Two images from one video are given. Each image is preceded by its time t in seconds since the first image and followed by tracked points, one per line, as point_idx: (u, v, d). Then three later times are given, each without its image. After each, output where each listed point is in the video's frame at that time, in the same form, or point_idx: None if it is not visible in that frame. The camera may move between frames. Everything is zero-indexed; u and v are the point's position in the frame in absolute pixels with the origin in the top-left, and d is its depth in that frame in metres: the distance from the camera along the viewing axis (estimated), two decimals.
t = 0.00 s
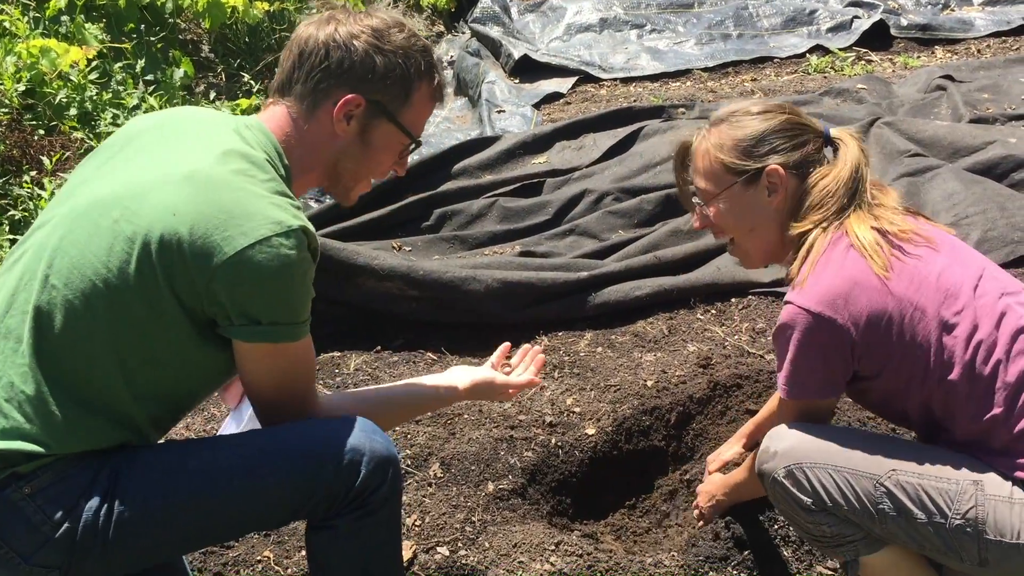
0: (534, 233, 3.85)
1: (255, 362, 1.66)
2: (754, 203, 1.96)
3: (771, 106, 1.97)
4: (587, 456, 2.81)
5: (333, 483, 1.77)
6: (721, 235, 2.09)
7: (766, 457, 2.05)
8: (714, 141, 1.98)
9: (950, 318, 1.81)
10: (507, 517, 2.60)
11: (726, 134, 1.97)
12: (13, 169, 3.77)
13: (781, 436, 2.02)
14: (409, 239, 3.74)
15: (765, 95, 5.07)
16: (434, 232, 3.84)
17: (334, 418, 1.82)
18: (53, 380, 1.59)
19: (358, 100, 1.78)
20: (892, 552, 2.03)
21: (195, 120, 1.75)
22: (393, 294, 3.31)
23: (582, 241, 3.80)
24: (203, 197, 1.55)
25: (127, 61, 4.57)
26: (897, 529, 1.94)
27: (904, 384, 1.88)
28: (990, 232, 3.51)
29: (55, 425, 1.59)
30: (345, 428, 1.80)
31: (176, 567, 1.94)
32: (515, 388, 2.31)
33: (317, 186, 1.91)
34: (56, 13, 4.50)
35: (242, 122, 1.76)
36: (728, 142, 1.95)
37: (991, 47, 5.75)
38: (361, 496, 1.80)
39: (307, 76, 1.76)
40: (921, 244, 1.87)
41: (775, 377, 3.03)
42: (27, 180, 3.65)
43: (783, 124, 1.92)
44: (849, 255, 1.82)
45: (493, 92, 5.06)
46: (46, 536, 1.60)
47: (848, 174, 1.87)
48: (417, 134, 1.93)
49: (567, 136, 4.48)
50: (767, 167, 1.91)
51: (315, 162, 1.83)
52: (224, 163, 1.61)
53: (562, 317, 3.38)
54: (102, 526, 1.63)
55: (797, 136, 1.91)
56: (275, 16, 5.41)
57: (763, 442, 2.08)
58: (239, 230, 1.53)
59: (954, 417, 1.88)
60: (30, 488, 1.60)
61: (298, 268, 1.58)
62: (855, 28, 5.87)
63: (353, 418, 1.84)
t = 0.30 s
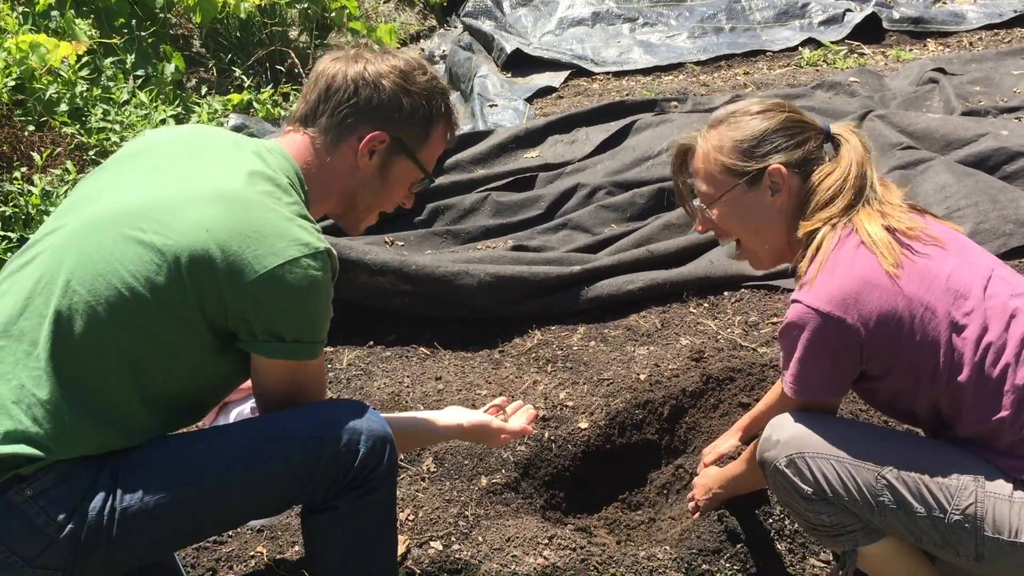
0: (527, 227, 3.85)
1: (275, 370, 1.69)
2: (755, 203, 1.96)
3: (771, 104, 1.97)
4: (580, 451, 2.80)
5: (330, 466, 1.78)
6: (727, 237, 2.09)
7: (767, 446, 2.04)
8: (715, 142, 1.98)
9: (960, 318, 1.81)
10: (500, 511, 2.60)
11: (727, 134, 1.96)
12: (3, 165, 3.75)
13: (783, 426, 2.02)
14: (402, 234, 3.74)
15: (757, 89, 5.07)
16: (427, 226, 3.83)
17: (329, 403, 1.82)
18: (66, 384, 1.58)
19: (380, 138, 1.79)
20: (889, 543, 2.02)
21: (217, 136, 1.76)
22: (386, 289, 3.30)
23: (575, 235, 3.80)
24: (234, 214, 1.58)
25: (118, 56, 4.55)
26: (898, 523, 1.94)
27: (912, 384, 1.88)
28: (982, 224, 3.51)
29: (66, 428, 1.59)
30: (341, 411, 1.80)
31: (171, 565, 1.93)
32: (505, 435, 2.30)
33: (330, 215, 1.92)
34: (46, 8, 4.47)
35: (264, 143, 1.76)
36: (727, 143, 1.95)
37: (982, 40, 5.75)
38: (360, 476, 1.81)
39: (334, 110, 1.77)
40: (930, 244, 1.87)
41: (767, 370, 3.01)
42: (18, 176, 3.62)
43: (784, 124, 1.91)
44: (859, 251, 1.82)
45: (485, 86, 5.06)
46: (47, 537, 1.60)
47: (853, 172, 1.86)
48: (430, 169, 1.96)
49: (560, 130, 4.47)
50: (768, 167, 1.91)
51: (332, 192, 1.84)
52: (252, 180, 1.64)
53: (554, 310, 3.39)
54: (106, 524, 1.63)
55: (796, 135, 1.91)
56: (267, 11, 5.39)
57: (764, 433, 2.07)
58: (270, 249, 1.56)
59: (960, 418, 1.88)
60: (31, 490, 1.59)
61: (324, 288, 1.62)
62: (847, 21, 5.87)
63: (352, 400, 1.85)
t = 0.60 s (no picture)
0: (524, 226, 3.86)
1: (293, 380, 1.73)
2: (734, 219, 1.99)
3: (735, 116, 1.98)
4: (576, 448, 2.81)
5: (327, 472, 1.77)
6: (726, 251, 2.10)
7: (766, 440, 2.04)
8: (686, 170, 2.02)
9: (959, 307, 1.81)
10: (497, 508, 2.60)
11: (694, 159, 2.00)
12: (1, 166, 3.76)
13: (780, 421, 2.03)
14: (399, 233, 3.74)
15: (755, 87, 5.08)
16: (425, 225, 3.84)
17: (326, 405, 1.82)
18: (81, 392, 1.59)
19: (395, 161, 1.82)
20: (887, 535, 2.03)
21: (233, 151, 1.78)
22: (384, 288, 3.31)
23: (572, 234, 3.81)
24: (258, 233, 1.61)
25: (117, 57, 4.56)
26: (897, 516, 1.95)
27: (912, 374, 1.88)
28: (979, 220, 3.51)
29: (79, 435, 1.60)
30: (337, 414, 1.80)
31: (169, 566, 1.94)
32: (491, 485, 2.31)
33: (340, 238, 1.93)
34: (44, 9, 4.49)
35: (280, 163, 1.77)
36: (692, 172, 2.00)
37: (981, 37, 5.75)
38: (357, 482, 1.80)
39: (347, 135, 1.79)
40: (925, 235, 1.88)
41: (764, 367, 3.02)
42: (15, 176, 3.62)
43: (742, 136, 1.93)
44: (854, 245, 1.83)
45: (483, 85, 5.07)
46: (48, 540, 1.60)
47: (808, 172, 1.86)
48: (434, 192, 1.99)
49: (558, 129, 4.48)
50: (735, 187, 1.94)
51: (345, 214, 1.85)
52: (273, 200, 1.67)
53: (552, 307, 3.39)
54: (103, 530, 1.64)
55: (758, 143, 1.91)
56: (265, 11, 5.40)
57: (763, 427, 2.07)
58: (293, 269, 1.60)
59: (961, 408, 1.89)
60: (32, 495, 1.59)
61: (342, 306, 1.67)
62: (846, 19, 5.87)
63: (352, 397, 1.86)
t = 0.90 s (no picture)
0: (531, 227, 3.87)
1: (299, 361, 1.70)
2: (737, 223, 2.01)
3: (739, 119, 1.99)
4: (582, 448, 2.82)
5: (351, 471, 1.79)
6: (728, 251, 2.12)
7: (770, 438, 2.05)
8: (689, 170, 2.03)
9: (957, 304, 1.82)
10: (503, 508, 2.62)
11: (697, 160, 2.01)
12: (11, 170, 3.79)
13: (784, 418, 2.02)
14: (406, 235, 3.76)
15: (760, 88, 5.08)
16: (431, 227, 3.86)
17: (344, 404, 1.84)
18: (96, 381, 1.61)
19: (395, 138, 1.82)
20: (891, 532, 2.03)
21: (238, 142, 1.81)
22: (390, 290, 3.33)
23: (578, 235, 3.82)
24: (262, 212, 1.62)
25: (125, 61, 4.59)
26: (901, 512, 1.95)
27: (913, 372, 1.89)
28: (985, 220, 3.51)
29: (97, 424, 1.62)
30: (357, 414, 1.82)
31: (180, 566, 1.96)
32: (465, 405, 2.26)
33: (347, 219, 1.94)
34: (53, 14, 4.53)
35: (284, 145, 1.79)
36: (696, 171, 2.01)
37: (987, 37, 5.74)
38: (380, 479, 1.83)
39: (348, 115, 1.79)
40: (923, 232, 1.89)
41: (768, 367, 3.02)
42: (25, 181, 3.66)
43: (747, 140, 1.93)
44: (852, 245, 1.84)
45: (489, 88, 5.09)
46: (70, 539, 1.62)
47: (809, 179, 1.88)
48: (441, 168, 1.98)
49: (563, 130, 4.49)
50: (737, 191, 1.95)
51: (351, 194, 1.86)
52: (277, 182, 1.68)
53: (558, 308, 3.41)
54: (130, 524, 1.65)
55: (762, 147, 1.92)
56: (272, 15, 5.43)
57: (767, 424, 2.08)
58: (298, 241, 1.60)
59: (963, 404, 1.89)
60: (57, 492, 1.62)
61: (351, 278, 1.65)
62: (851, 20, 5.87)
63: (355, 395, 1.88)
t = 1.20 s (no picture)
0: (537, 228, 3.88)
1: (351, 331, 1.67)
2: (734, 219, 2.01)
3: (735, 118, 2.01)
4: (588, 448, 2.82)
5: (346, 452, 1.83)
6: (727, 248, 2.13)
7: (770, 437, 2.05)
8: (687, 168, 2.04)
9: (954, 296, 1.82)
10: (509, 508, 2.62)
11: (695, 158, 2.02)
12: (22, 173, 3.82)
13: (784, 416, 2.02)
14: (414, 237, 3.78)
15: (768, 89, 5.08)
16: (438, 229, 3.88)
17: (337, 393, 1.88)
18: (93, 372, 1.65)
19: (386, 123, 1.82)
20: (893, 531, 2.03)
21: (237, 140, 1.84)
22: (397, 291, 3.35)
23: (585, 236, 3.83)
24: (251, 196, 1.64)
25: (136, 64, 4.62)
26: (903, 509, 1.95)
27: (913, 367, 1.90)
28: (992, 220, 3.51)
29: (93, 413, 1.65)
30: (349, 400, 1.86)
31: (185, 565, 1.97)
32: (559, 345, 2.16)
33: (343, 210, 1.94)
34: (63, 18, 4.56)
35: (277, 137, 1.82)
36: (694, 170, 2.02)
37: (996, 37, 5.73)
38: (373, 459, 1.87)
39: (337, 102, 1.80)
40: (919, 227, 1.90)
41: (775, 367, 3.05)
42: (36, 183, 3.69)
43: (744, 137, 1.94)
44: (850, 240, 1.84)
45: (497, 89, 5.10)
46: (70, 540, 1.64)
47: (806, 172, 1.88)
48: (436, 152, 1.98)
49: (570, 131, 4.50)
50: (733, 186, 1.95)
51: (345, 184, 1.86)
52: (269, 169, 1.70)
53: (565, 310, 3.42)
54: (131, 520, 1.67)
55: (758, 144, 1.93)
56: (281, 18, 5.47)
57: (767, 423, 2.09)
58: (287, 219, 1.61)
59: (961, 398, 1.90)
60: (54, 495, 1.63)
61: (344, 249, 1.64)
62: (860, 20, 5.87)
63: (356, 389, 1.90)
